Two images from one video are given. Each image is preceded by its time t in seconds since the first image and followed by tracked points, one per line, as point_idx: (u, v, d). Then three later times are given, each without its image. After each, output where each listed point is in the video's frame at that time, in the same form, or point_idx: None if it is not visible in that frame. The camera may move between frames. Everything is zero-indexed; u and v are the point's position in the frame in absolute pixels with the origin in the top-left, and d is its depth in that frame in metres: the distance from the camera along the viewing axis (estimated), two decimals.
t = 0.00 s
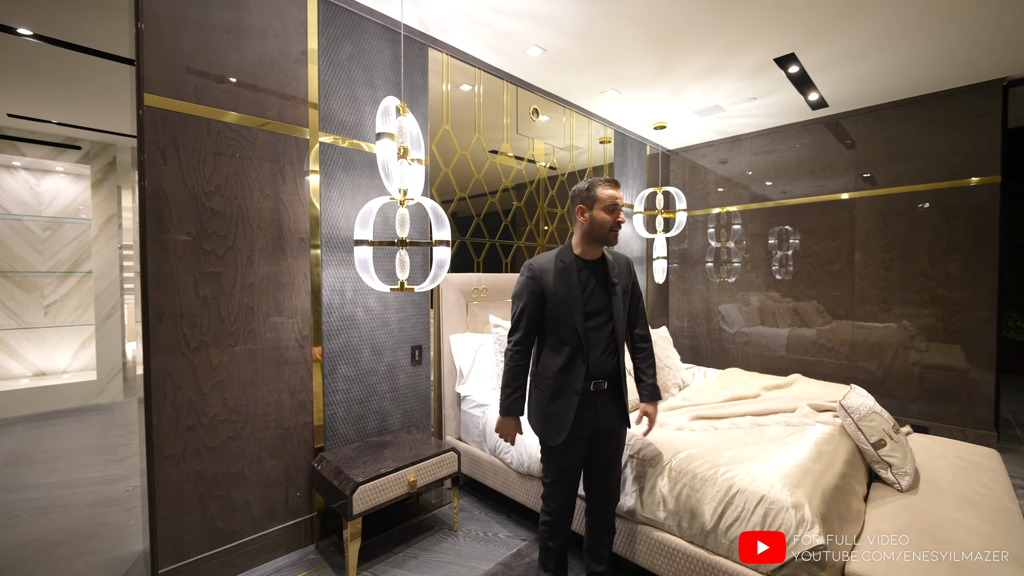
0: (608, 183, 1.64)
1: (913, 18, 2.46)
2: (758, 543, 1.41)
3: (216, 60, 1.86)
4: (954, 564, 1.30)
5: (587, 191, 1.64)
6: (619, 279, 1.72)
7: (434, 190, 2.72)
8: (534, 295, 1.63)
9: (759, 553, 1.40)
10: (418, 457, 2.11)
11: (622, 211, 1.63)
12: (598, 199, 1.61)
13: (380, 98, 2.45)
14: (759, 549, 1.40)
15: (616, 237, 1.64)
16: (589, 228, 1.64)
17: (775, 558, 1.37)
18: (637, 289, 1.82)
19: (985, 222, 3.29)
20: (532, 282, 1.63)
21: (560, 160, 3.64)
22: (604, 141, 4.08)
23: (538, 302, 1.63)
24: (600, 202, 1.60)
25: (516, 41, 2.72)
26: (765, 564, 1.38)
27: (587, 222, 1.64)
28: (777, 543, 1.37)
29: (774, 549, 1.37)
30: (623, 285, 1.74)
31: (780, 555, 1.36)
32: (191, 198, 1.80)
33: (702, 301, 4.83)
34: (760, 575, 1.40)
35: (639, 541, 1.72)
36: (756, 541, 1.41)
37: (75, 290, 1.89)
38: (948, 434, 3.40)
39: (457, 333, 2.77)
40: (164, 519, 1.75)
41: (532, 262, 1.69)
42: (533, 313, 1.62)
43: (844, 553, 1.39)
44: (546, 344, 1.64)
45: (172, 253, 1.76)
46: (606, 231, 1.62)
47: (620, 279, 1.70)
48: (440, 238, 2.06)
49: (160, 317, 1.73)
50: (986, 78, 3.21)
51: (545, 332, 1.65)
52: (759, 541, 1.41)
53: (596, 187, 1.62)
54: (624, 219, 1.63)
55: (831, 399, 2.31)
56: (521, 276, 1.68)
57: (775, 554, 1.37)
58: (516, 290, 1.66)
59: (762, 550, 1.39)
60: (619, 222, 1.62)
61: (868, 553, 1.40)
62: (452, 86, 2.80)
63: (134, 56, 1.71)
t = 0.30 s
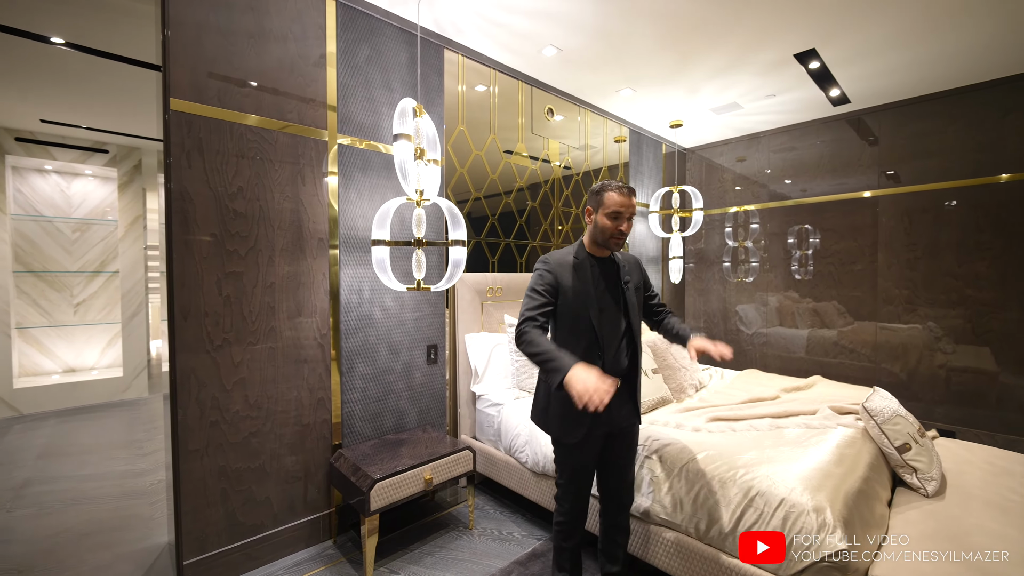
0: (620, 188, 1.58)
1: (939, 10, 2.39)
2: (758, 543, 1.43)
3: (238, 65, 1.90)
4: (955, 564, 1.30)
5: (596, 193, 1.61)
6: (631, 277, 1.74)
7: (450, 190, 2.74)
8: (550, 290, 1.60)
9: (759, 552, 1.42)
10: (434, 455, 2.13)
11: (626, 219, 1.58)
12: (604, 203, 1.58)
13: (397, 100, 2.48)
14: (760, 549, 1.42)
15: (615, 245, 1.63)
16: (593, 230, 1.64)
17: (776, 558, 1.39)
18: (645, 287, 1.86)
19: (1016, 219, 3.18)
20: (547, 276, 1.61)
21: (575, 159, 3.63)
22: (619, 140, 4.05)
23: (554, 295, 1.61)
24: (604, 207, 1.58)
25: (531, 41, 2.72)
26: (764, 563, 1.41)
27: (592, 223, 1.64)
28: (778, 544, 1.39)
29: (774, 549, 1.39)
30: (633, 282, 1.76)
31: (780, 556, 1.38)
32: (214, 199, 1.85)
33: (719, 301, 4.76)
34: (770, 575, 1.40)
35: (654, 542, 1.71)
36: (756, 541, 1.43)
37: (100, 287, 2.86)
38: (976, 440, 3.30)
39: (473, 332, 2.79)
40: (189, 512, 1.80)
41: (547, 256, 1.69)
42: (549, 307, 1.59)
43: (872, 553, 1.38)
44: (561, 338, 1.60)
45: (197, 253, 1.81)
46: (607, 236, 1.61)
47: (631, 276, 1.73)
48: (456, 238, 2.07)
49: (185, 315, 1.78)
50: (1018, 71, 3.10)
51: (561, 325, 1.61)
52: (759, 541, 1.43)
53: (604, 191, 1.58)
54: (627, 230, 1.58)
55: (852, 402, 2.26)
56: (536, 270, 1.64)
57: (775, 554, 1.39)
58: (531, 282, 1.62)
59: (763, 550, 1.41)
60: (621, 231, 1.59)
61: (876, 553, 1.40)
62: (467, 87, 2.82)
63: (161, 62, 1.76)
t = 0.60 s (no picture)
0: (632, 197, 1.56)
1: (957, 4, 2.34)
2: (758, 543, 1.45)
3: (252, 68, 1.94)
4: (955, 563, 1.30)
5: (609, 200, 1.60)
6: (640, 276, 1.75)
7: (460, 190, 2.75)
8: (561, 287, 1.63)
9: (759, 553, 1.44)
10: (444, 453, 2.14)
11: (633, 229, 1.56)
12: (614, 211, 1.57)
13: (407, 101, 2.50)
14: (759, 549, 1.44)
15: (621, 253, 1.63)
16: (603, 235, 1.65)
17: (776, 558, 1.41)
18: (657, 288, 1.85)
19: None
20: (558, 275, 1.65)
21: (585, 159, 3.62)
22: (629, 139, 4.04)
23: (567, 292, 1.64)
24: (614, 214, 1.57)
25: (541, 41, 2.73)
26: (764, 563, 1.43)
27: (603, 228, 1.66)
28: (778, 543, 1.41)
29: (774, 549, 1.42)
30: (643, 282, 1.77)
31: (779, 556, 1.40)
32: (230, 200, 1.88)
33: (730, 301, 4.72)
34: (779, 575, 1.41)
35: (667, 543, 1.70)
36: (756, 541, 1.45)
37: (118, 286, 2.57)
38: (995, 443, 3.23)
39: (482, 332, 2.80)
40: (204, 507, 1.83)
41: (557, 256, 1.72)
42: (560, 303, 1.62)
43: (887, 553, 1.38)
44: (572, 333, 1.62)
45: (212, 253, 1.84)
46: (613, 243, 1.61)
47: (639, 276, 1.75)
48: (466, 238, 2.08)
49: (200, 314, 1.81)
50: None
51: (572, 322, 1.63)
52: (759, 541, 1.45)
53: (617, 198, 1.57)
54: (633, 240, 1.56)
55: (867, 403, 2.23)
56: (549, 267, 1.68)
57: (775, 554, 1.42)
58: (543, 279, 1.65)
59: (763, 550, 1.44)
60: (628, 241, 1.58)
61: (896, 555, 1.40)
62: (477, 87, 2.83)
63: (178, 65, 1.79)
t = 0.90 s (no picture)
0: (619, 185, 1.57)
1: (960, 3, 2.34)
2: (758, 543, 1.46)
3: (256, 70, 1.95)
4: (955, 563, 1.31)
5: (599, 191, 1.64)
6: (647, 278, 1.72)
7: (462, 191, 2.76)
8: (563, 291, 1.64)
9: (759, 552, 1.45)
10: (446, 453, 2.15)
11: (622, 214, 1.56)
12: (602, 202, 1.60)
13: (410, 102, 2.51)
14: (759, 549, 1.45)
15: (617, 241, 1.60)
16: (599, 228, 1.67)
17: (776, 558, 1.42)
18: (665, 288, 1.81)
19: None
20: (560, 278, 1.65)
21: (587, 159, 3.63)
22: (631, 139, 4.04)
23: (568, 296, 1.65)
24: (602, 204, 1.60)
25: (543, 41, 2.73)
26: (764, 563, 1.44)
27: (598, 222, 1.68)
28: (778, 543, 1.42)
29: (774, 549, 1.43)
30: (650, 284, 1.73)
31: (780, 556, 1.41)
32: (233, 201, 1.90)
33: (733, 301, 4.72)
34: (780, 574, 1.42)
35: (669, 542, 1.70)
36: (756, 541, 1.46)
37: (123, 287, 2.56)
38: (999, 443, 3.21)
39: (485, 332, 2.81)
40: (209, 506, 1.85)
41: (561, 258, 1.72)
42: (562, 306, 1.63)
43: (890, 553, 1.38)
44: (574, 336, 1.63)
45: (216, 254, 1.86)
46: (607, 233, 1.61)
47: (646, 277, 1.71)
48: (469, 238, 2.09)
49: (204, 313, 1.83)
50: None
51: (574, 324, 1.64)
52: (759, 541, 1.45)
53: (604, 188, 1.60)
54: (623, 226, 1.55)
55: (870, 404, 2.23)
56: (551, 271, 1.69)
57: (775, 554, 1.43)
58: (545, 284, 1.67)
59: (763, 550, 1.45)
60: (620, 225, 1.57)
61: (899, 554, 1.40)
62: (480, 88, 2.84)
63: (182, 68, 1.81)
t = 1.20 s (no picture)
0: (618, 185, 1.57)
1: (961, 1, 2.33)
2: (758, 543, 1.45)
3: (254, 69, 1.94)
4: (956, 563, 1.30)
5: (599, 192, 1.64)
6: (648, 279, 1.71)
7: (462, 190, 2.76)
8: (564, 290, 1.63)
9: (759, 552, 1.44)
10: (445, 452, 2.14)
11: (621, 214, 1.55)
12: (600, 202, 1.60)
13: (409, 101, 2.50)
14: (759, 549, 1.44)
15: (616, 241, 1.59)
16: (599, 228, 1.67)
17: (776, 558, 1.42)
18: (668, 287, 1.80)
19: None
20: (561, 278, 1.64)
21: (587, 159, 3.62)
22: (631, 139, 4.03)
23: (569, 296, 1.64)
24: (600, 204, 1.60)
25: (542, 40, 2.72)
26: (764, 562, 1.44)
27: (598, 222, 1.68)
28: (777, 543, 1.41)
29: (774, 549, 1.42)
30: (651, 284, 1.72)
31: (779, 556, 1.40)
32: (232, 201, 1.89)
33: (733, 301, 4.71)
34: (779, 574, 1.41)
35: (668, 542, 1.70)
36: (756, 541, 1.45)
37: (123, 286, 2.70)
38: (1001, 443, 3.20)
39: (484, 331, 2.81)
40: (207, 506, 1.84)
41: (563, 257, 1.71)
42: (563, 305, 1.62)
43: (890, 553, 1.37)
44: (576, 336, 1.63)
45: (215, 254, 1.85)
46: (606, 232, 1.61)
47: (647, 278, 1.70)
48: (468, 237, 2.08)
49: (203, 313, 1.82)
50: None
51: (575, 324, 1.64)
52: (759, 541, 1.45)
53: (603, 189, 1.60)
54: (621, 225, 1.55)
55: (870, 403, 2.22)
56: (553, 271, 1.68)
57: (775, 554, 1.42)
58: (547, 283, 1.66)
59: (762, 550, 1.44)
60: (618, 225, 1.56)
61: (899, 554, 1.40)
62: (479, 87, 2.83)
63: (180, 67, 1.80)
